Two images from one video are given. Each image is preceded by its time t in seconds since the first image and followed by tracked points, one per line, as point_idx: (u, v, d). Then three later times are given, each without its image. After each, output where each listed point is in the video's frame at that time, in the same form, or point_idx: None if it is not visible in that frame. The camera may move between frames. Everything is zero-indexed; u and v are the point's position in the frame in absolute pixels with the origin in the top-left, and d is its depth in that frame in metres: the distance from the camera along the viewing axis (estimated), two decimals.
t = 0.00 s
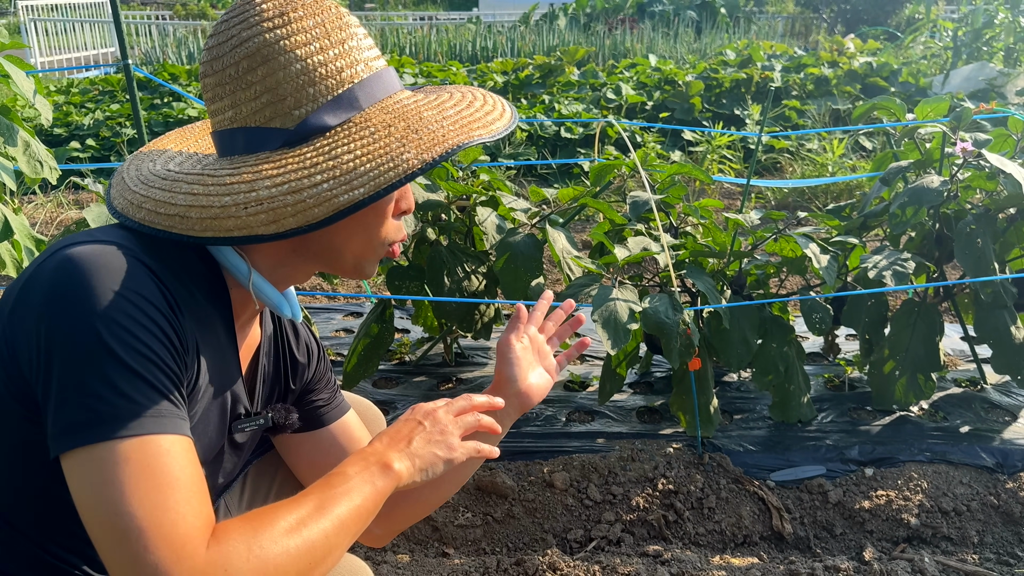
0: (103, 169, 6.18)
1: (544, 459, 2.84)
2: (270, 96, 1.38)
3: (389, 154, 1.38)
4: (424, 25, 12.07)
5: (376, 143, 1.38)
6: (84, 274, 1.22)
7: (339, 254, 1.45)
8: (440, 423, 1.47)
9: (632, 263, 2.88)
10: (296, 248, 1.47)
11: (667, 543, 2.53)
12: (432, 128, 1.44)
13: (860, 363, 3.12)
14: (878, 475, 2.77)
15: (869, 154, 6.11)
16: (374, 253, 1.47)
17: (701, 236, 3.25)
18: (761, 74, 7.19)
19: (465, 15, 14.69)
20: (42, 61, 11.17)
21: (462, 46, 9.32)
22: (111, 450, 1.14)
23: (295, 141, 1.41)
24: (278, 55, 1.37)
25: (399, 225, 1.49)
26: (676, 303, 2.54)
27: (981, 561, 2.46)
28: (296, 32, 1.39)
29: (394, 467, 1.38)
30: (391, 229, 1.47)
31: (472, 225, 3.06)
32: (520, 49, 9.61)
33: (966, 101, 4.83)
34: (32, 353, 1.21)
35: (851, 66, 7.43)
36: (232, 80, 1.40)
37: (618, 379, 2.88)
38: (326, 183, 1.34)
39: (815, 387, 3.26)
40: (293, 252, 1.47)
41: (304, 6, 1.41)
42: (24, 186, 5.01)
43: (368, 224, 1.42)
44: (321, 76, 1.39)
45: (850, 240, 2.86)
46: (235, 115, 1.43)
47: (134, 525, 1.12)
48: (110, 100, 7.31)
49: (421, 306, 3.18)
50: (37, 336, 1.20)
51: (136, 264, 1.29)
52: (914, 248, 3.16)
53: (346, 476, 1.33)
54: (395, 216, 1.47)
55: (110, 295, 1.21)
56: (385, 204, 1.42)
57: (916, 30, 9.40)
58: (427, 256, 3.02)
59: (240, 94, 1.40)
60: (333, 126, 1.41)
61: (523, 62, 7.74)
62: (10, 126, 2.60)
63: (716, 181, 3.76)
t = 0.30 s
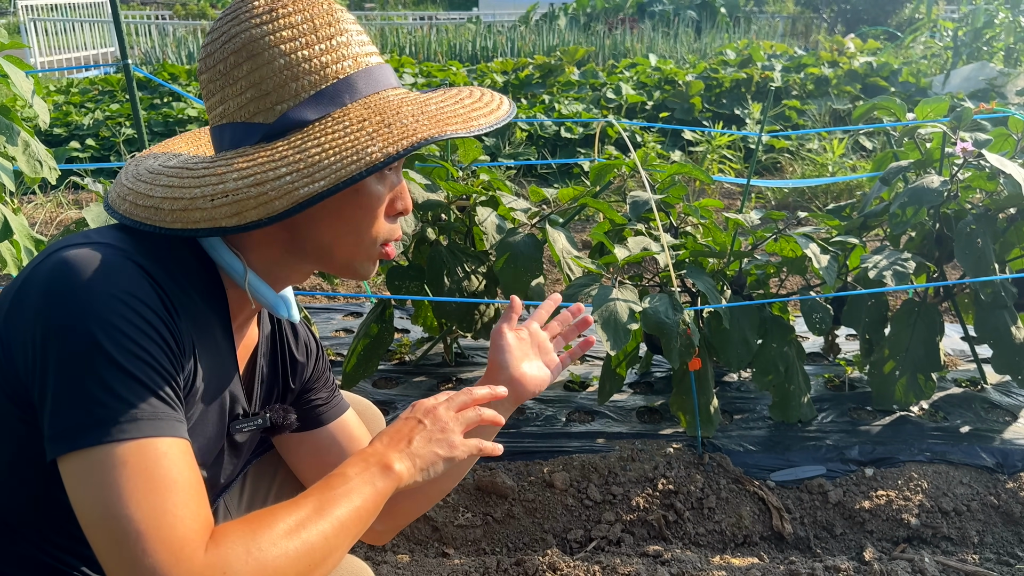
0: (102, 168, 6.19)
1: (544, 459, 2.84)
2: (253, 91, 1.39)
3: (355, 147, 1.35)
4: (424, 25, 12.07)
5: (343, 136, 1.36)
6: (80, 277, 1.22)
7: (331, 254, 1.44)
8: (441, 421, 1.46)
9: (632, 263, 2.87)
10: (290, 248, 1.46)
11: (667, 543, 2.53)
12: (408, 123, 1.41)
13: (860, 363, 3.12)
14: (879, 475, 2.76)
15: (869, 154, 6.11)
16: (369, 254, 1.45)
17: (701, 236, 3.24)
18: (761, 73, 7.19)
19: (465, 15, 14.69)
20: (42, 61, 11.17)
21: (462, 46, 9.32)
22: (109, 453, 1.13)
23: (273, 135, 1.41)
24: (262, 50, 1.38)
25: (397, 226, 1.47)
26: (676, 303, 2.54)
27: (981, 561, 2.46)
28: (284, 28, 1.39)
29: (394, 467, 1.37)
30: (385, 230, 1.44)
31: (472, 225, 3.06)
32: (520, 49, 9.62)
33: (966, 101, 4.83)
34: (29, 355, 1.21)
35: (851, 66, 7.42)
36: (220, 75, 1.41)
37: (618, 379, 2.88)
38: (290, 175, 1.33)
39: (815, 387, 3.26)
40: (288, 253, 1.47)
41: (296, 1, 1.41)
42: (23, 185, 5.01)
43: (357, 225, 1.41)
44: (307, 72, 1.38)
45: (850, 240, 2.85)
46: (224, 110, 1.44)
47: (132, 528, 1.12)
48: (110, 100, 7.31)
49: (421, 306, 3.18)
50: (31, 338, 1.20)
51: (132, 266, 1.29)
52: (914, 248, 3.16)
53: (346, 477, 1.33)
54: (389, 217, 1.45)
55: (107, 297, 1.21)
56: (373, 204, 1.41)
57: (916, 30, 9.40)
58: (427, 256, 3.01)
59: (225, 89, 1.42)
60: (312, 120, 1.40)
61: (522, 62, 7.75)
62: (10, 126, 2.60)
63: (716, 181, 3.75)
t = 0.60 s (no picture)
0: (103, 168, 6.18)
1: (544, 459, 2.84)
2: (243, 84, 1.48)
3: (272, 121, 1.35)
4: (424, 25, 12.06)
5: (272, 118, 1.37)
6: (79, 278, 1.22)
7: (308, 259, 1.46)
8: (441, 422, 1.46)
9: (632, 263, 2.87)
10: (279, 252, 1.48)
11: (667, 543, 2.53)
12: (337, 103, 1.36)
13: (860, 363, 3.12)
14: (879, 475, 2.76)
15: (870, 153, 6.11)
16: (347, 264, 1.45)
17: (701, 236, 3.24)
18: (761, 73, 7.19)
19: (465, 15, 14.69)
20: (42, 61, 11.16)
21: (462, 46, 9.32)
22: (109, 453, 1.13)
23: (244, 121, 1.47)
24: (253, 46, 1.46)
25: (387, 241, 1.47)
26: (676, 303, 2.53)
27: (981, 561, 2.46)
28: (279, 28, 1.46)
29: (394, 467, 1.37)
30: (362, 238, 1.44)
31: (472, 225, 3.06)
32: (520, 48, 9.62)
33: (966, 102, 4.83)
34: (29, 355, 1.21)
35: (852, 66, 7.42)
36: (229, 74, 1.52)
37: (618, 379, 2.88)
38: (216, 146, 1.39)
39: (815, 387, 3.26)
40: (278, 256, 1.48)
41: (302, 7, 1.49)
42: (23, 186, 5.01)
43: (333, 232, 1.42)
44: (291, 66, 1.44)
45: (851, 240, 2.85)
46: (228, 105, 1.54)
47: (133, 528, 1.12)
48: (110, 100, 7.31)
49: (420, 305, 3.18)
50: (30, 338, 1.20)
51: (131, 266, 1.29)
52: (914, 248, 3.16)
53: (346, 477, 1.33)
54: (371, 225, 1.44)
55: (107, 298, 1.21)
56: (348, 208, 1.41)
57: (917, 30, 9.39)
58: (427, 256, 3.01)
59: (229, 85, 1.52)
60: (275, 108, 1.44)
61: (522, 62, 7.74)
62: (10, 125, 2.60)
63: (716, 180, 3.73)
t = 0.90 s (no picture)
0: (102, 168, 6.18)
1: (544, 459, 2.84)
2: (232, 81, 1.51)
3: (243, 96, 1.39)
4: (424, 25, 12.05)
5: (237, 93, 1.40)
6: (83, 276, 1.22)
7: (303, 246, 1.46)
8: (451, 435, 1.51)
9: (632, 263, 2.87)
10: (277, 245, 1.49)
11: (667, 543, 2.53)
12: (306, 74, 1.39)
13: (860, 363, 3.12)
14: (879, 476, 2.76)
15: (870, 153, 6.11)
16: (339, 249, 1.45)
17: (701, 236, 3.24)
18: (761, 73, 7.19)
19: (464, 15, 14.68)
20: (42, 60, 11.16)
21: (462, 46, 9.32)
22: (112, 452, 1.13)
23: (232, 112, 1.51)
24: (240, 43, 1.49)
25: (380, 225, 1.46)
26: (676, 303, 2.53)
27: (981, 561, 2.46)
28: (263, 23, 1.47)
29: (401, 472, 1.39)
30: (354, 221, 1.44)
31: (472, 225, 3.06)
32: (520, 49, 9.62)
33: (966, 101, 4.83)
34: (33, 354, 1.21)
35: (852, 66, 7.42)
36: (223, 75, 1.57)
37: (618, 379, 2.88)
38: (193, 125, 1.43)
39: (815, 387, 3.25)
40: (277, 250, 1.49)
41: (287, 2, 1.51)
42: (23, 185, 5.01)
43: (321, 215, 1.43)
44: (274, 55, 1.44)
45: (851, 240, 2.85)
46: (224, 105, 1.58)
47: (136, 527, 1.11)
48: (110, 100, 7.30)
49: (420, 305, 3.18)
50: (35, 337, 1.20)
51: (136, 264, 1.29)
52: (915, 248, 3.16)
53: (354, 480, 1.34)
54: (363, 209, 1.44)
55: (111, 296, 1.21)
56: (336, 191, 1.41)
57: (917, 30, 9.39)
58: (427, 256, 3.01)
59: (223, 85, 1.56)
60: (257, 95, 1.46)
61: (522, 62, 7.74)
62: (10, 126, 2.60)
63: (716, 183, 3.74)
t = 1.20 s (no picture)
0: (102, 168, 6.18)
1: (544, 459, 2.83)
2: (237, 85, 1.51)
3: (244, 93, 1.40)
4: (423, 25, 12.04)
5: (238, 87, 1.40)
6: (87, 275, 1.22)
7: (305, 247, 1.45)
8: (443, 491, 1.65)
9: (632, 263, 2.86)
10: (279, 246, 1.48)
11: (667, 544, 2.53)
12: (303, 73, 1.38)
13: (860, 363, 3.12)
14: (879, 476, 2.76)
15: (870, 153, 6.11)
16: (339, 250, 1.44)
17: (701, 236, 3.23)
18: (761, 73, 7.18)
19: (464, 15, 14.67)
20: (42, 60, 11.15)
21: (462, 46, 9.31)
22: (112, 451, 1.12)
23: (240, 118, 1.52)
24: (246, 46, 1.49)
25: (380, 227, 1.45)
26: (676, 303, 2.53)
27: (982, 561, 2.45)
28: (271, 27, 1.47)
29: (407, 481, 1.48)
30: (354, 222, 1.43)
31: (472, 225, 3.05)
32: (520, 48, 9.61)
33: (966, 101, 4.83)
34: (35, 352, 1.20)
35: (852, 66, 7.41)
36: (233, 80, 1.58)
37: (618, 379, 2.87)
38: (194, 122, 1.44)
39: (815, 387, 3.25)
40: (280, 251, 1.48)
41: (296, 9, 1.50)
42: (23, 186, 5.01)
43: (321, 215, 1.42)
44: (279, 57, 1.43)
45: (851, 240, 2.85)
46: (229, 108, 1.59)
47: (135, 528, 1.11)
48: (109, 100, 7.29)
49: (420, 305, 3.17)
50: (37, 334, 1.20)
51: (140, 263, 1.28)
52: (915, 248, 3.16)
53: (361, 487, 1.40)
54: (363, 211, 1.43)
55: (115, 296, 1.21)
56: (336, 192, 1.41)
57: (917, 30, 9.38)
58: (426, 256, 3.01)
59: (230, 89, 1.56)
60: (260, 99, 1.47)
61: (522, 62, 7.73)
62: (9, 126, 2.59)
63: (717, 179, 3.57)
